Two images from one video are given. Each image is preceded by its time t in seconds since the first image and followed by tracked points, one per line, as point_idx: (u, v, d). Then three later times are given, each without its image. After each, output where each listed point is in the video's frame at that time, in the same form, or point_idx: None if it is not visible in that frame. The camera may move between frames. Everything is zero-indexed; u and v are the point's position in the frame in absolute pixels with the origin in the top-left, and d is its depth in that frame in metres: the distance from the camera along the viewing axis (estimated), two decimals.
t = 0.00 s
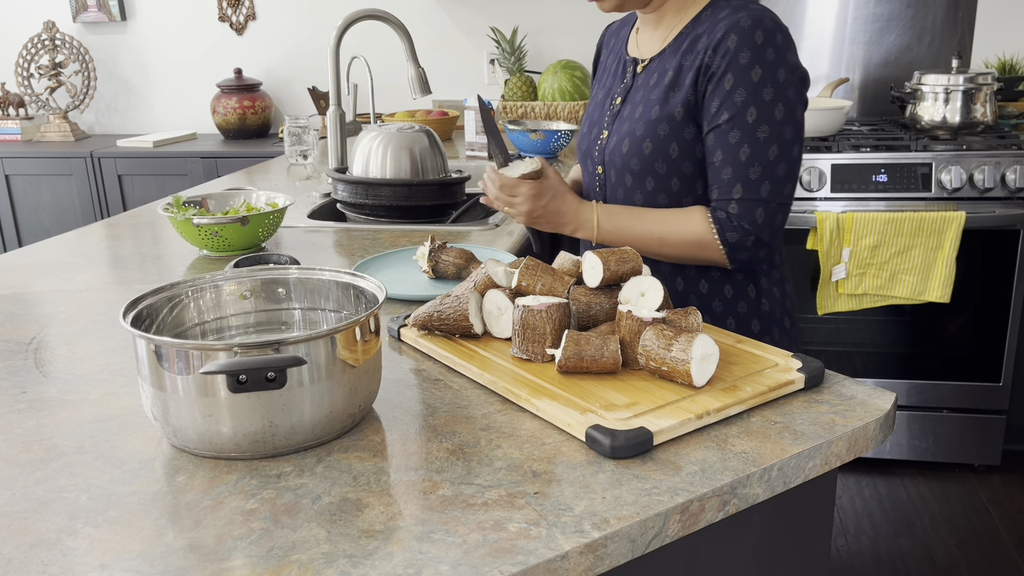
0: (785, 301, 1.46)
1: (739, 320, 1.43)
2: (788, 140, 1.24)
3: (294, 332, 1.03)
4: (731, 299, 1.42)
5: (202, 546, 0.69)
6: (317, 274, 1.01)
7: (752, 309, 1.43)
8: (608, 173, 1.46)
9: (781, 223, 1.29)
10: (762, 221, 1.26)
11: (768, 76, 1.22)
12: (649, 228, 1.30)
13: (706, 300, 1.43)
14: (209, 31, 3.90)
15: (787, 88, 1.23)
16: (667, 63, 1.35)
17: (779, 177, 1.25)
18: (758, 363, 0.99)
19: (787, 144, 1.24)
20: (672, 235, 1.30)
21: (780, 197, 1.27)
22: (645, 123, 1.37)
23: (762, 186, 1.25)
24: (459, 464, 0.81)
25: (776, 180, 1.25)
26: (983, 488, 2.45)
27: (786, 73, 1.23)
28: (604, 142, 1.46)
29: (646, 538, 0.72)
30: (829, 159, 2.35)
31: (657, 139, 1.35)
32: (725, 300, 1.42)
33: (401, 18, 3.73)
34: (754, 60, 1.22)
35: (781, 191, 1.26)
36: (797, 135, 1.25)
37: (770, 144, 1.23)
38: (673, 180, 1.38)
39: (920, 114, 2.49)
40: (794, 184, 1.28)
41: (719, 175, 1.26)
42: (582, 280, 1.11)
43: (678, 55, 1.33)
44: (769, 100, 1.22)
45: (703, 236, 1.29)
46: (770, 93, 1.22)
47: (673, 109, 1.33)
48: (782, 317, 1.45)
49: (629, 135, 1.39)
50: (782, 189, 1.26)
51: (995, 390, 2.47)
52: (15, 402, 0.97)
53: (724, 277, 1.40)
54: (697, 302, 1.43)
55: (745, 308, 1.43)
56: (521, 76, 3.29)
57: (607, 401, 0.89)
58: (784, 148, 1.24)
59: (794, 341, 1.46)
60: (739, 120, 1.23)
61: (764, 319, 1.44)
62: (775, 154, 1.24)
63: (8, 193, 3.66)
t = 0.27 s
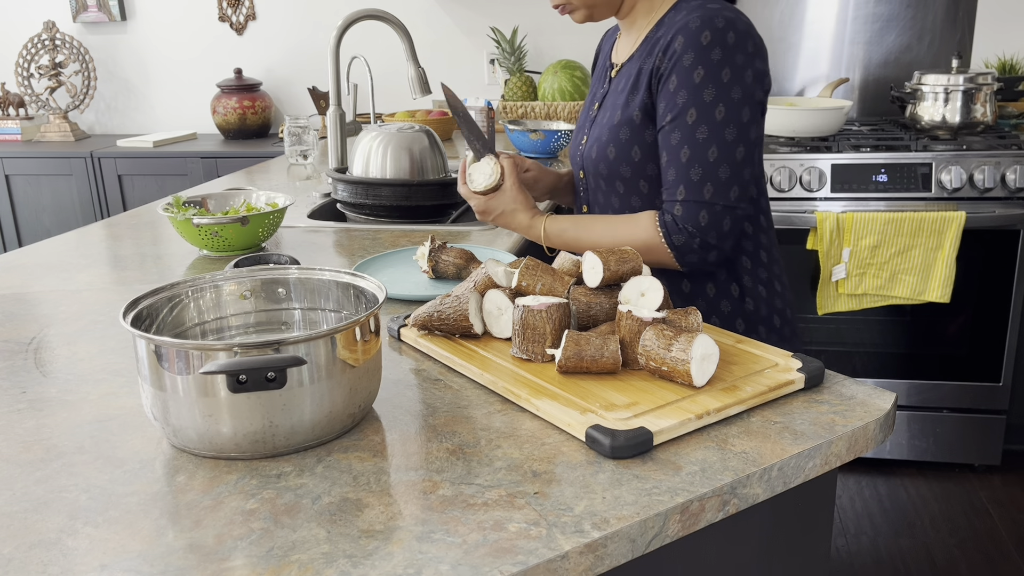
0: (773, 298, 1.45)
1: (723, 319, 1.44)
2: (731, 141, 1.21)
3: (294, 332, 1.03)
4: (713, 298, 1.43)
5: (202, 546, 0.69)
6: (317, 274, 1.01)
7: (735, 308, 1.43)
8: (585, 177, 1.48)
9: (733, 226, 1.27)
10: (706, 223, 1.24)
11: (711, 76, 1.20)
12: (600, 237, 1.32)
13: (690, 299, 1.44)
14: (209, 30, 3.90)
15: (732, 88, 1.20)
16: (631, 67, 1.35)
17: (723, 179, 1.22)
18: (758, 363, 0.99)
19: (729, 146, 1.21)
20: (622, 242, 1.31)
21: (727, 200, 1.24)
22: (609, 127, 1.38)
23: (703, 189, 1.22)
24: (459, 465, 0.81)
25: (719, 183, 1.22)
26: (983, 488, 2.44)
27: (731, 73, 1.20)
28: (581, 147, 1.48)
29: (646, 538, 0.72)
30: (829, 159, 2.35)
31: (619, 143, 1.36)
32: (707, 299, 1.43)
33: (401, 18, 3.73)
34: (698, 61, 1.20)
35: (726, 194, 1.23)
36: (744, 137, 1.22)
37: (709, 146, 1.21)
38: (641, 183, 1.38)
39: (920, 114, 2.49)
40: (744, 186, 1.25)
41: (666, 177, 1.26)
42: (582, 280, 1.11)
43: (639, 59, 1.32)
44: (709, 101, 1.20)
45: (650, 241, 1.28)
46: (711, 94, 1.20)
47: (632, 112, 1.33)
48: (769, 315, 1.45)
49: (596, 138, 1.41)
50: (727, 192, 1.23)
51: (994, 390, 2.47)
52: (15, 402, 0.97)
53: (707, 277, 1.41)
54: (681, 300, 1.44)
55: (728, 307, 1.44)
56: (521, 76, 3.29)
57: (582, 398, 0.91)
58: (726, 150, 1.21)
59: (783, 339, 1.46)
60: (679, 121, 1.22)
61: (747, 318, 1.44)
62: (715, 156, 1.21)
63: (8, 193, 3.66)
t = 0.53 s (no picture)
0: (763, 297, 1.45)
1: (714, 318, 1.44)
2: (716, 139, 1.21)
3: (294, 332, 1.03)
4: (703, 297, 1.43)
5: (202, 546, 0.69)
6: (317, 274, 1.01)
7: (726, 308, 1.44)
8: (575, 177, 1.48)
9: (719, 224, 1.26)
10: (691, 222, 1.24)
11: (694, 74, 1.19)
12: (586, 237, 1.33)
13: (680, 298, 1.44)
14: (209, 30, 3.90)
15: (716, 86, 1.19)
16: (618, 67, 1.35)
17: (707, 177, 1.22)
18: (758, 363, 0.99)
19: (714, 143, 1.21)
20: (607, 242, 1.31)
21: (712, 198, 1.24)
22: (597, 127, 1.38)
23: (687, 187, 1.22)
24: (459, 465, 0.81)
25: (703, 180, 1.22)
26: (983, 488, 2.44)
27: (715, 71, 1.19)
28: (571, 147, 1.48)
29: (646, 538, 0.72)
30: (829, 159, 2.35)
31: (606, 142, 1.36)
32: (697, 298, 1.43)
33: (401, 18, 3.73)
34: (682, 59, 1.20)
35: (711, 192, 1.23)
36: (728, 134, 1.21)
37: (693, 143, 1.20)
38: (628, 182, 1.38)
39: (920, 114, 2.49)
40: (729, 184, 1.24)
41: (651, 176, 1.26)
42: (582, 280, 1.11)
43: (625, 58, 1.32)
44: (693, 99, 1.20)
45: (635, 239, 1.28)
46: (695, 93, 1.19)
47: (618, 111, 1.33)
48: (759, 314, 1.44)
49: (583, 138, 1.41)
50: (712, 190, 1.23)
51: (994, 390, 2.47)
52: (15, 402, 0.97)
53: (696, 275, 1.42)
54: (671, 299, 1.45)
55: (718, 306, 1.44)
56: (521, 76, 3.29)
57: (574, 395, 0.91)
58: (710, 148, 1.21)
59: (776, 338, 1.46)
60: (664, 120, 1.22)
61: (739, 317, 1.44)
62: (700, 154, 1.21)
63: (8, 193, 3.66)
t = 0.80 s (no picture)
0: (763, 296, 1.46)
1: (714, 316, 1.44)
2: (722, 139, 1.21)
3: (294, 332, 1.03)
4: (703, 296, 1.42)
5: (202, 546, 0.69)
6: (316, 274, 1.01)
7: (726, 306, 1.43)
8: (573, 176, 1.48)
9: (723, 224, 1.27)
10: (697, 222, 1.24)
11: (700, 74, 1.20)
12: (587, 243, 1.31)
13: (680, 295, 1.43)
14: (209, 30, 3.90)
15: (722, 86, 1.20)
16: (619, 66, 1.35)
17: (713, 177, 1.22)
18: (758, 363, 0.99)
19: (720, 143, 1.21)
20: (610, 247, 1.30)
21: (717, 198, 1.24)
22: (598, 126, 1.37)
23: (694, 186, 1.22)
24: (459, 464, 0.81)
25: (710, 180, 1.23)
26: (983, 488, 2.45)
27: (721, 71, 1.20)
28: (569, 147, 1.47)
29: (646, 538, 0.72)
30: (829, 159, 2.35)
31: (608, 141, 1.36)
32: (697, 296, 1.42)
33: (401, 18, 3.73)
34: (688, 59, 1.20)
35: (717, 192, 1.24)
36: (733, 134, 1.22)
37: (700, 143, 1.21)
38: (629, 182, 1.38)
39: (920, 114, 2.49)
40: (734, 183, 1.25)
41: (657, 175, 1.25)
42: (582, 280, 1.11)
43: (628, 58, 1.32)
44: (699, 99, 1.20)
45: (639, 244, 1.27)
46: (701, 93, 1.20)
47: (620, 110, 1.33)
48: (759, 312, 1.45)
49: (584, 138, 1.40)
50: (718, 189, 1.24)
51: (994, 390, 2.47)
52: (15, 402, 0.97)
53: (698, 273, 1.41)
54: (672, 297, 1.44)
55: (719, 304, 1.44)
56: (521, 76, 3.29)
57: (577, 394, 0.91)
58: (717, 148, 1.21)
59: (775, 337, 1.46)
60: (670, 119, 1.22)
61: (739, 315, 1.44)
62: (706, 154, 1.21)
63: (8, 193, 3.66)
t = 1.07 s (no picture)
0: (767, 294, 1.46)
1: (721, 314, 1.43)
2: (744, 139, 1.21)
3: (294, 332, 1.04)
4: (711, 293, 1.42)
5: (202, 546, 0.69)
6: (316, 274, 1.01)
7: (732, 303, 1.43)
8: (583, 173, 1.47)
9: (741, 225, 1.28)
10: (716, 221, 1.24)
11: (724, 73, 1.20)
12: (606, 226, 1.31)
13: (685, 293, 1.42)
14: (209, 30, 3.90)
15: (745, 86, 1.21)
16: (637, 64, 1.35)
17: (734, 176, 1.23)
18: (758, 363, 0.99)
19: (742, 142, 1.22)
20: (627, 236, 1.30)
21: (737, 197, 1.24)
22: (614, 123, 1.37)
23: (714, 185, 1.23)
24: (459, 464, 0.81)
25: (731, 179, 1.23)
26: (984, 488, 2.45)
27: (744, 72, 1.20)
28: (580, 144, 1.47)
29: (646, 538, 0.72)
30: (829, 159, 2.35)
31: (625, 138, 1.36)
32: (704, 294, 1.42)
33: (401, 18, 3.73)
34: (713, 58, 1.20)
35: (737, 191, 1.24)
36: (755, 134, 1.22)
37: (722, 142, 1.21)
38: (643, 179, 1.38)
39: (920, 114, 2.49)
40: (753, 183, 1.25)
41: (677, 172, 1.25)
42: (583, 280, 1.11)
43: (647, 55, 1.32)
44: (723, 99, 1.20)
45: (657, 235, 1.28)
46: (725, 91, 1.20)
47: (639, 107, 1.33)
48: (763, 310, 1.45)
49: (599, 134, 1.40)
50: (738, 188, 1.24)
51: (994, 390, 2.47)
52: (15, 402, 0.97)
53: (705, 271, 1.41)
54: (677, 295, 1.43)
55: (725, 302, 1.43)
56: (521, 76, 3.29)
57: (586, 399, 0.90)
58: (738, 147, 1.22)
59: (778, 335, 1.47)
60: (692, 117, 1.22)
61: (744, 313, 1.44)
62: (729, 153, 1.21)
63: (8, 193, 3.66)
